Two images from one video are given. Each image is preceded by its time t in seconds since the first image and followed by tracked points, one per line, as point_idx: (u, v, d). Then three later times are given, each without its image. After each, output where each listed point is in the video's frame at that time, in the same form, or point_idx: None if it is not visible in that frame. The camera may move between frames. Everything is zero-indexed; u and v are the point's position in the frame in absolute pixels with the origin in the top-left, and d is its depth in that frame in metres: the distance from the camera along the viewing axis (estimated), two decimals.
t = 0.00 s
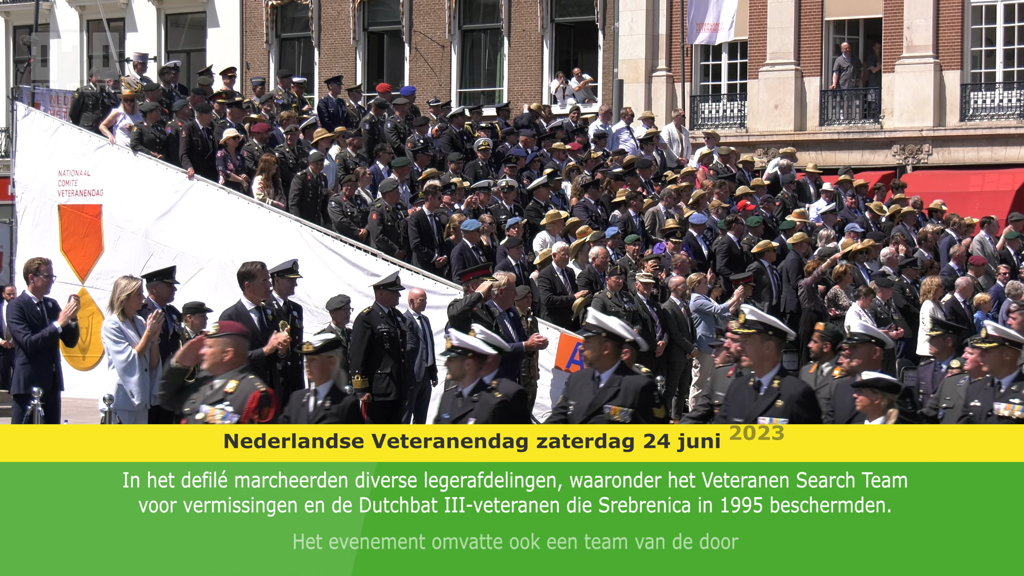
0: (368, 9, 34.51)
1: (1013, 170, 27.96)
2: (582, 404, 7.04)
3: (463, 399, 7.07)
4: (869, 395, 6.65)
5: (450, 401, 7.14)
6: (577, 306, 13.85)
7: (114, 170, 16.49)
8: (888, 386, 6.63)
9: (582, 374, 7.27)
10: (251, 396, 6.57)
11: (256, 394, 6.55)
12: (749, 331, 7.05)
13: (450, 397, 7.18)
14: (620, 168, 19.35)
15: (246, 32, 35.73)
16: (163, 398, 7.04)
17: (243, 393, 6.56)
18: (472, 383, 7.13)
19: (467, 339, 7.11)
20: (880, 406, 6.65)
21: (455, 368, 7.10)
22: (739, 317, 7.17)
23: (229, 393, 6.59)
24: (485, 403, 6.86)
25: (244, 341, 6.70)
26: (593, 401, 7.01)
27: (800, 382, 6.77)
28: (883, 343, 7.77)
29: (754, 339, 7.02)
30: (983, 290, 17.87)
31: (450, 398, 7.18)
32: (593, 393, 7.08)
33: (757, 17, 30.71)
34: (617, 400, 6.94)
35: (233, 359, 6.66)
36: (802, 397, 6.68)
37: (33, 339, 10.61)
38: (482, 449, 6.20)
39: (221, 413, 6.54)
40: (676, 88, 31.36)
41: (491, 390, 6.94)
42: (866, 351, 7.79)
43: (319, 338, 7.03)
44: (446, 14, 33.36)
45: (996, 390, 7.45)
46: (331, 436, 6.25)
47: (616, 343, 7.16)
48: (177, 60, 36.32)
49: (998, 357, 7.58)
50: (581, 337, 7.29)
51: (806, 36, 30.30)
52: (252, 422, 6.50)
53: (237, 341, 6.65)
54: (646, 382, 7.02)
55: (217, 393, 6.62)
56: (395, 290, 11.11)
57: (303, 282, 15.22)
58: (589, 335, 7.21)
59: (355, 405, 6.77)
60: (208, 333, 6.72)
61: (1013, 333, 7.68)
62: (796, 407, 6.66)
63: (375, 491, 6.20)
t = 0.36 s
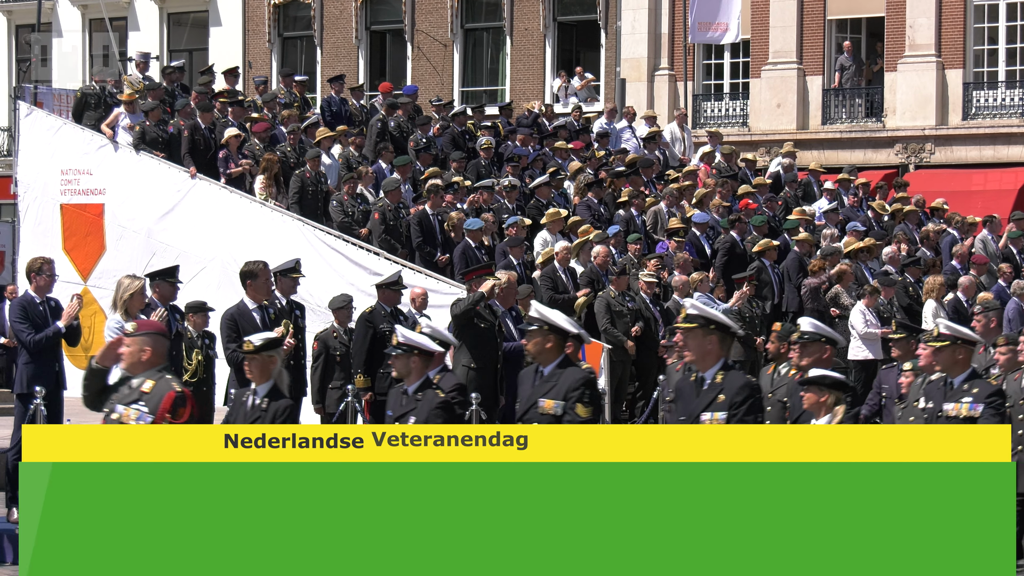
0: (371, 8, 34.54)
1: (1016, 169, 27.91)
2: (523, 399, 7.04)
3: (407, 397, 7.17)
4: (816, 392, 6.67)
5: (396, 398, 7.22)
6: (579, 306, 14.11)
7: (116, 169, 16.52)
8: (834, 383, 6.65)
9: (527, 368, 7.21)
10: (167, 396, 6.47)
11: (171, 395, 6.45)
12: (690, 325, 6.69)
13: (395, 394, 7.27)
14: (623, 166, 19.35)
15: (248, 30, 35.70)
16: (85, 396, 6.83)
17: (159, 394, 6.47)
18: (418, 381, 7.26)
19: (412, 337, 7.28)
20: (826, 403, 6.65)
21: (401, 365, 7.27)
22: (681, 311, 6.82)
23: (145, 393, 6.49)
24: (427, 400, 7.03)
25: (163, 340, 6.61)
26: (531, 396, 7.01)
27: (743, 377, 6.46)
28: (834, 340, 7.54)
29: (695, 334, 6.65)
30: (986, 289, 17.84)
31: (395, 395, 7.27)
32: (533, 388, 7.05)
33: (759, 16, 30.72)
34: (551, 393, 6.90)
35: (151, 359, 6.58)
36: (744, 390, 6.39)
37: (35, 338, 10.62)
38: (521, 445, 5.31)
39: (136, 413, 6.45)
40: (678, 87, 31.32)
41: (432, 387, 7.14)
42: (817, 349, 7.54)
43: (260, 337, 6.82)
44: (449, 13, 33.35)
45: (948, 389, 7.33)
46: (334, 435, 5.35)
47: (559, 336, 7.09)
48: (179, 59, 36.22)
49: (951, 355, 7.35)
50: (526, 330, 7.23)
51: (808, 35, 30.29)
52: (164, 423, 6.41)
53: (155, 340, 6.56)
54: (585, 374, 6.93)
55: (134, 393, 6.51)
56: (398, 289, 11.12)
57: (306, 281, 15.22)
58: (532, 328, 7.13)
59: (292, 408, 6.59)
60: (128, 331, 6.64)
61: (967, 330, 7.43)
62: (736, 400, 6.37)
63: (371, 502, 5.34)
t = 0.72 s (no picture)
0: (374, 7, 34.52)
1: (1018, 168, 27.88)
2: (455, 407, 7.18)
3: (350, 403, 7.14)
4: (758, 391, 7.08)
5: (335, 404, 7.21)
6: (583, 304, 14.20)
7: (119, 167, 16.50)
8: (775, 381, 7.05)
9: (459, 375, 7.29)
10: (87, 404, 6.21)
11: (90, 402, 6.18)
12: (620, 328, 6.90)
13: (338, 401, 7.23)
14: (626, 165, 19.36)
15: (251, 29, 35.66)
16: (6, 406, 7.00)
17: (78, 401, 6.21)
18: (361, 386, 7.17)
19: (356, 341, 7.14)
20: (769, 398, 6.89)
21: (344, 372, 7.16)
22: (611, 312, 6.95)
23: (64, 402, 6.23)
24: (373, 406, 7.04)
25: (85, 346, 6.39)
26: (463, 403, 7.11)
27: (673, 378, 6.85)
28: (779, 335, 7.48)
29: (625, 334, 6.89)
30: (988, 288, 17.85)
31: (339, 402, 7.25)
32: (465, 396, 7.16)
33: (763, 15, 30.73)
34: (483, 400, 6.98)
35: (72, 366, 6.37)
36: (673, 395, 6.78)
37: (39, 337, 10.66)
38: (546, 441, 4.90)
39: (55, 422, 6.21)
40: (682, 86, 31.30)
41: (378, 394, 7.09)
42: (762, 344, 7.51)
43: (198, 341, 7.34)
44: (452, 11, 33.29)
45: (897, 385, 7.63)
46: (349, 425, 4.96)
47: (487, 343, 7.08)
48: (182, 57, 36.20)
49: (898, 350, 7.68)
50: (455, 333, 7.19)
51: (811, 35, 30.33)
52: (85, 432, 6.14)
53: (76, 347, 6.36)
54: (514, 381, 6.99)
55: (54, 401, 6.28)
56: (400, 287, 11.14)
57: (308, 279, 15.24)
58: (462, 335, 7.12)
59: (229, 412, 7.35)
60: (46, 338, 6.42)
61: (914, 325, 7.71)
62: (669, 404, 6.77)
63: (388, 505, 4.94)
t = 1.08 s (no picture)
0: (378, 7, 34.54)
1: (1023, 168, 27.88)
2: (389, 407, 6.84)
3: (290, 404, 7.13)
4: (700, 402, 6.64)
5: (277, 404, 7.18)
6: (587, 305, 14.02)
7: (123, 167, 16.48)
8: (718, 393, 6.62)
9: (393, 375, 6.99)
10: None
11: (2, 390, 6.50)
12: (556, 334, 6.59)
13: (277, 401, 7.22)
14: (630, 165, 19.34)
15: (255, 29, 35.67)
16: None
17: None
18: (300, 387, 7.16)
19: (296, 341, 7.05)
20: (711, 413, 6.66)
21: (283, 370, 7.10)
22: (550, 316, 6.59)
23: None
24: (315, 407, 7.05)
25: None
26: (399, 403, 6.81)
27: (611, 389, 6.54)
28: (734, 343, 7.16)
29: (561, 341, 6.58)
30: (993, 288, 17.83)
31: (276, 401, 7.22)
32: (401, 396, 6.85)
33: (767, 15, 30.73)
34: (424, 403, 6.75)
35: None
36: (613, 405, 6.48)
37: (45, 337, 10.69)
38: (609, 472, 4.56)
39: None
40: (686, 86, 31.33)
41: (320, 395, 7.11)
42: (716, 353, 7.14)
43: (132, 339, 7.06)
44: (456, 11, 33.33)
45: (851, 393, 7.29)
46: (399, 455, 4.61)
47: (421, 342, 6.81)
48: (187, 57, 36.18)
49: (852, 358, 7.32)
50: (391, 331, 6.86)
51: (815, 35, 30.34)
52: None
53: None
54: (456, 381, 6.77)
55: None
56: (404, 288, 11.13)
57: (313, 280, 15.23)
58: (396, 334, 6.82)
59: (170, 407, 7.04)
60: None
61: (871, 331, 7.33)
62: (609, 413, 6.47)
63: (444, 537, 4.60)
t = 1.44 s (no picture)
0: (380, 8, 34.54)
1: None
2: (331, 410, 6.77)
3: (236, 407, 6.93)
4: (643, 400, 6.66)
5: (223, 407, 6.99)
6: (589, 306, 14.18)
7: (126, 169, 16.49)
8: (661, 388, 6.64)
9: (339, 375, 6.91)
10: None
11: None
12: (494, 330, 6.63)
13: (223, 404, 7.01)
14: (632, 166, 19.34)
15: (258, 30, 35.67)
16: None
17: None
18: (246, 389, 6.97)
19: (241, 341, 6.94)
20: (654, 410, 6.66)
21: (228, 372, 6.98)
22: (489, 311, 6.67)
23: None
24: (259, 411, 6.83)
25: None
26: (338, 407, 6.73)
27: (549, 383, 6.55)
28: (687, 342, 7.01)
29: (499, 337, 6.61)
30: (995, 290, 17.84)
31: (223, 405, 7.02)
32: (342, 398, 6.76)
33: (769, 17, 30.72)
34: (362, 405, 6.63)
35: None
36: (548, 395, 6.50)
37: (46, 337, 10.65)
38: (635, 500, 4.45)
39: None
40: (688, 88, 31.34)
41: (264, 398, 6.88)
42: (668, 353, 7.01)
43: (71, 340, 6.99)
44: (458, 12, 33.35)
45: (801, 395, 7.27)
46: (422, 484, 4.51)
47: (365, 342, 6.73)
48: (189, 59, 36.15)
49: (804, 359, 7.27)
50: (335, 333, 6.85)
51: (818, 36, 30.33)
52: None
53: None
54: (396, 384, 6.63)
55: None
56: (407, 290, 11.19)
57: (315, 281, 15.21)
58: (341, 335, 6.78)
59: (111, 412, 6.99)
60: None
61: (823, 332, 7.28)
62: (540, 409, 6.48)
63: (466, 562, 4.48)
